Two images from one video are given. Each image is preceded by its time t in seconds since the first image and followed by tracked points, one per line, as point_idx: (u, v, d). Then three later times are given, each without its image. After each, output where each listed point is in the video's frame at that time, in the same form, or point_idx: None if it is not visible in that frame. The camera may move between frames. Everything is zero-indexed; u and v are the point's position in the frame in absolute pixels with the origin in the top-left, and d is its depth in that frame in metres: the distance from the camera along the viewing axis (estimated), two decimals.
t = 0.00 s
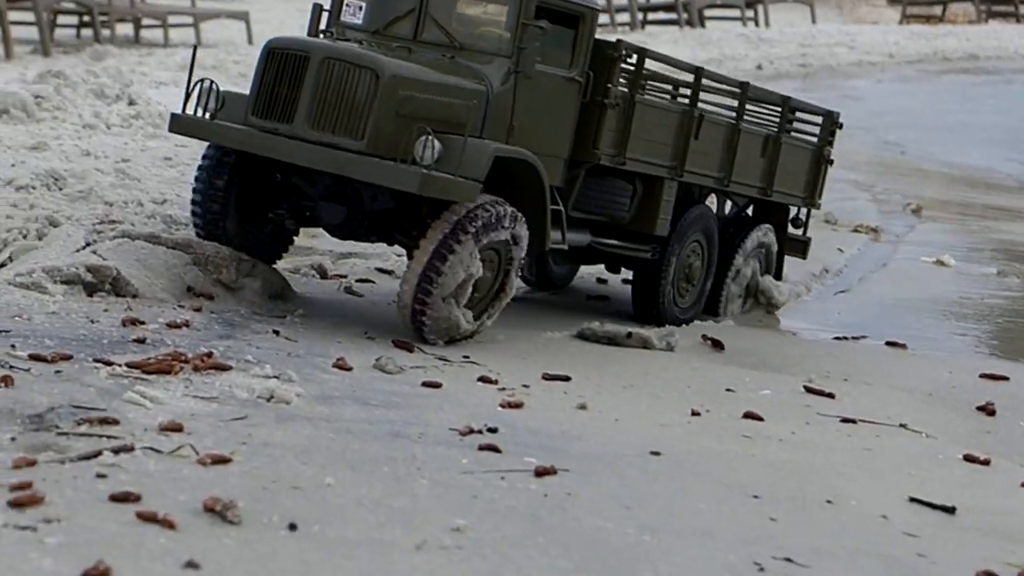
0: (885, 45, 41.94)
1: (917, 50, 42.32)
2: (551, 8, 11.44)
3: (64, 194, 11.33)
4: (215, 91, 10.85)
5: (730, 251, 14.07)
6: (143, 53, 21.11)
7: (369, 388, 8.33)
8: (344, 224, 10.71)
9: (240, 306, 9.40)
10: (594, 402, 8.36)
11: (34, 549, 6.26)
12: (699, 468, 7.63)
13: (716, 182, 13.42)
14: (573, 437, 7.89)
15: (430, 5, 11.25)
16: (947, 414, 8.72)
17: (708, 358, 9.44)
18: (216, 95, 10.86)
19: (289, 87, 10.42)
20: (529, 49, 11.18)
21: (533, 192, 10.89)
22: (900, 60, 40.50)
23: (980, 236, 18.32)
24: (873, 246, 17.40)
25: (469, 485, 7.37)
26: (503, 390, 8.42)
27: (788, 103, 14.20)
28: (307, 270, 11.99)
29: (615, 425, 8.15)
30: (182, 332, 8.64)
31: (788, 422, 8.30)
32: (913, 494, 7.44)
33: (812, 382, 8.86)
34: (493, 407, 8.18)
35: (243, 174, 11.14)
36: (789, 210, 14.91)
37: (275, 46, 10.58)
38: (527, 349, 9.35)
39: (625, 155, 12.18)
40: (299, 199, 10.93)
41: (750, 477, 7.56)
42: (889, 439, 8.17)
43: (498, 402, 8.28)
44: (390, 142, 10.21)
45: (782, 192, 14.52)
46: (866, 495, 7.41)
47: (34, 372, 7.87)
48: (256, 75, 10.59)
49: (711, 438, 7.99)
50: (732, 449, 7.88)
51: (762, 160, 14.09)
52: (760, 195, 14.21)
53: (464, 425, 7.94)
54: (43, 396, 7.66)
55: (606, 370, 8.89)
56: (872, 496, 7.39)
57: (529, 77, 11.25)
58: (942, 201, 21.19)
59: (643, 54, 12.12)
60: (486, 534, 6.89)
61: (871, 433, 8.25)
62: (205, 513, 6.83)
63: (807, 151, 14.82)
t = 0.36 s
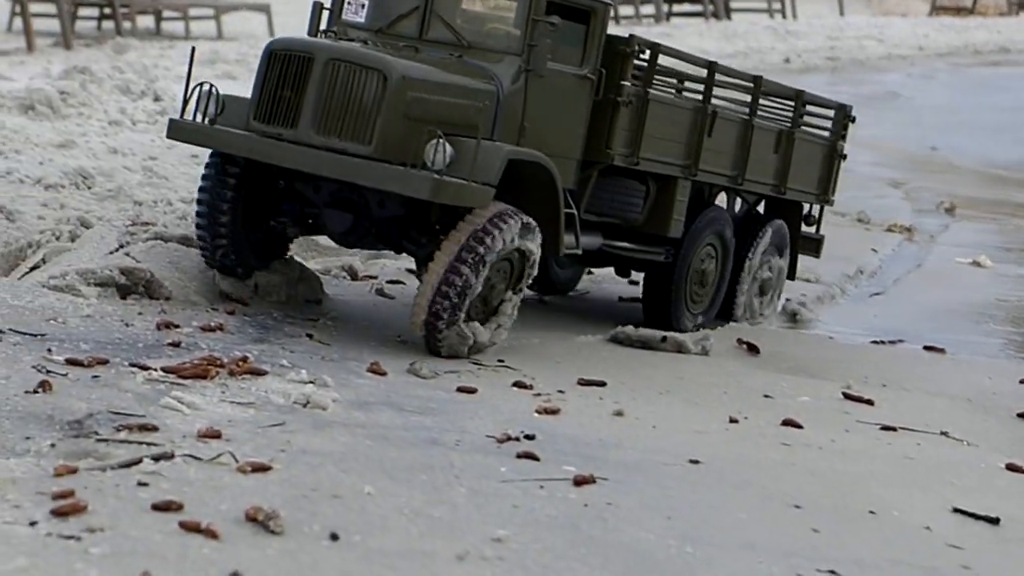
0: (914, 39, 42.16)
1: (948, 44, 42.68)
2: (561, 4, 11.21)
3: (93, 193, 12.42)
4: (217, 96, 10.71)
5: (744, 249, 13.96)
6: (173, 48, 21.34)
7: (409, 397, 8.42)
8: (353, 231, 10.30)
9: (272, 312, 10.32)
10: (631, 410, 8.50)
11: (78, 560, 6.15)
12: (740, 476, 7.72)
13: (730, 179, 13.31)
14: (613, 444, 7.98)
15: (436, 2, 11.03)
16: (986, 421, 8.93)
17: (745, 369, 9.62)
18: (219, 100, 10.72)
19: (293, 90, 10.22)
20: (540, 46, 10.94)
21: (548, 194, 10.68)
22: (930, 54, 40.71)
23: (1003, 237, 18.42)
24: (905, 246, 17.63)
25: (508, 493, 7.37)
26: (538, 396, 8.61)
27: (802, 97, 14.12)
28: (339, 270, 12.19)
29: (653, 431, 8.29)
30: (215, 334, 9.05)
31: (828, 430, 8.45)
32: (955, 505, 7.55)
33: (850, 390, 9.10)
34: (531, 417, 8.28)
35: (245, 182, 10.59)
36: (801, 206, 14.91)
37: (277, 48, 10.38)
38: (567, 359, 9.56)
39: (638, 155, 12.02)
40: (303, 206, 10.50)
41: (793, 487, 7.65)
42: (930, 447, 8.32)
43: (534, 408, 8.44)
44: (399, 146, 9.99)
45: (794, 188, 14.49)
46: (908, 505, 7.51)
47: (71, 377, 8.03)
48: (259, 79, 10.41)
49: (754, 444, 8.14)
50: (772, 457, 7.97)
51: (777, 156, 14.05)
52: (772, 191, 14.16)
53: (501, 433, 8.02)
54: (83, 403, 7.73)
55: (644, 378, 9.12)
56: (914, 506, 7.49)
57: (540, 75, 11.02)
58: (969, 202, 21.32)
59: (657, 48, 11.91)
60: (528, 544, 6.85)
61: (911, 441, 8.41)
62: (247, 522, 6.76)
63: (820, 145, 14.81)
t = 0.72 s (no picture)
0: (955, 36, 41.91)
1: (991, 40, 42.38)
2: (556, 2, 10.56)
3: (128, 193, 12.61)
4: (196, 114, 10.22)
5: (754, 246, 13.35)
6: (207, 46, 21.40)
7: (452, 404, 8.44)
8: (344, 251, 9.85)
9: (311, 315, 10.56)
10: (673, 415, 8.54)
11: (121, 564, 6.03)
12: (786, 482, 7.67)
13: (737, 176, 12.72)
14: (655, 450, 7.96)
15: (423, 3, 10.35)
16: None
17: (787, 376, 9.63)
18: (198, 117, 10.22)
19: (277, 106, 9.68)
20: (537, 48, 10.30)
21: (549, 200, 10.16)
22: (972, 49, 40.44)
23: None
24: (949, 250, 17.51)
25: (551, 499, 7.27)
26: (579, 400, 8.71)
27: (810, 84, 13.47)
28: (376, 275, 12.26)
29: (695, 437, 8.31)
30: (253, 336, 9.33)
31: (873, 436, 8.44)
32: (1005, 512, 7.48)
33: (894, 395, 9.14)
34: (574, 424, 8.27)
35: (230, 204, 10.26)
36: (813, 197, 14.42)
37: (258, 60, 9.81)
38: (610, 367, 9.65)
39: (645, 158, 11.38)
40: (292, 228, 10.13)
41: (840, 496, 7.57)
42: (976, 454, 8.28)
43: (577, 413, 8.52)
44: (392, 160, 9.46)
45: (803, 178, 13.88)
46: (956, 513, 7.42)
47: (110, 380, 8.08)
48: (242, 95, 9.87)
49: (799, 450, 8.12)
50: (818, 464, 7.95)
51: (784, 148, 13.45)
52: (782, 183, 13.60)
53: (543, 438, 8.00)
54: (123, 407, 7.70)
55: (685, 385, 9.19)
56: (962, 513, 7.41)
57: (538, 79, 10.39)
58: (1009, 203, 21.18)
59: (659, 45, 11.25)
60: (573, 550, 6.71)
61: (957, 447, 8.37)
62: (290, 527, 6.62)
63: (827, 132, 14.21)
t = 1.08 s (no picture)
0: (1001, 32, 41.51)
1: None
2: None
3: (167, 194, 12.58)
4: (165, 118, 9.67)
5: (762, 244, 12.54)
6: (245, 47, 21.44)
7: (492, 405, 8.42)
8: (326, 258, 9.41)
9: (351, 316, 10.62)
10: (716, 417, 8.49)
11: (164, 564, 6.00)
12: (830, 484, 7.60)
13: (741, 172, 11.95)
14: (698, 452, 7.90)
15: None
16: None
17: (830, 378, 9.58)
18: (167, 122, 9.67)
19: (248, 108, 9.18)
20: (525, 42, 9.74)
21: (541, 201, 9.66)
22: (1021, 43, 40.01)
23: None
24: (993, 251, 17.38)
25: (594, 501, 7.21)
26: (621, 401, 8.69)
27: (819, 72, 12.70)
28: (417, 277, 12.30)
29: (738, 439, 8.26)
30: (292, 336, 9.43)
31: (917, 439, 8.38)
32: None
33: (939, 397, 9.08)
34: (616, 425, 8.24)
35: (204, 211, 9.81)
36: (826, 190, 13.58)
37: (226, 61, 9.29)
38: (651, 368, 9.65)
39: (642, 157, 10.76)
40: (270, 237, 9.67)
41: (884, 499, 7.49)
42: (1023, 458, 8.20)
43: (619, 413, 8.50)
44: (370, 165, 8.97)
45: (815, 171, 13.12)
46: (1003, 517, 7.35)
47: (151, 380, 8.08)
48: (210, 98, 9.35)
49: (843, 452, 8.06)
50: (862, 466, 7.88)
51: (793, 139, 12.70)
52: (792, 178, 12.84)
53: (585, 439, 7.95)
54: (164, 408, 7.68)
55: (726, 385, 9.16)
56: (1008, 518, 7.33)
57: (525, 75, 9.80)
58: None
59: (655, 35, 10.59)
60: (616, 553, 6.64)
61: (1003, 451, 8.29)
62: (332, 529, 6.58)
63: (839, 121, 13.40)
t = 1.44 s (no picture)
0: None
1: None
2: None
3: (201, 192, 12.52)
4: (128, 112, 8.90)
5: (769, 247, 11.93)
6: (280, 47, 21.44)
7: (534, 407, 8.38)
8: (298, 261, 8.72)
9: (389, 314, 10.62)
10: (761, 419, 8.43)
11: (209, 564, 5.95)
12: (877, 486, 7.53)
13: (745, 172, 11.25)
14: (743, 455, 7.83)
15: None
16: None
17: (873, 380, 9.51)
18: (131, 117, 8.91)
19: (216, 103, 8.42)
20: (513, 35, 9.04)
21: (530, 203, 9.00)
22: None
23: None
24: None
25: (640, 502, 7.15)
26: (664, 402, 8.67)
27: (831, 66, 12.00)
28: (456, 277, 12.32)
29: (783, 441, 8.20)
30: (332, 337, 9.47)
31: (964, 441, 8.31)
32: None
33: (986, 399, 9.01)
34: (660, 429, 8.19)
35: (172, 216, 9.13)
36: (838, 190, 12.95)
37: (193, 53, 8.56)
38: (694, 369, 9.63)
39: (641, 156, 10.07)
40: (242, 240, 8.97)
41: (932, 501, 7.41)
42: None
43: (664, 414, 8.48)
44: (345, 166, 8.26)
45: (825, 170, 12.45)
46: None
47: (192, 380, 8.06)
48: (176, 92, 8.61)
49: (888, 455, 7.98)
50: (908, 468, 7.81)
51: (803, 137, 12.03)
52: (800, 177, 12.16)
53: (630, 440, 7.90)
54: (205, 408, 7.64)
55: (771, 386, 9.11)
56: None
57: (513, 70, 9.12)
58: None
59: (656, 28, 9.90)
60: (663, 555, 6.57)
61: None
62: (378, 529, 6.52)
63: (855, 118, 12.77)
